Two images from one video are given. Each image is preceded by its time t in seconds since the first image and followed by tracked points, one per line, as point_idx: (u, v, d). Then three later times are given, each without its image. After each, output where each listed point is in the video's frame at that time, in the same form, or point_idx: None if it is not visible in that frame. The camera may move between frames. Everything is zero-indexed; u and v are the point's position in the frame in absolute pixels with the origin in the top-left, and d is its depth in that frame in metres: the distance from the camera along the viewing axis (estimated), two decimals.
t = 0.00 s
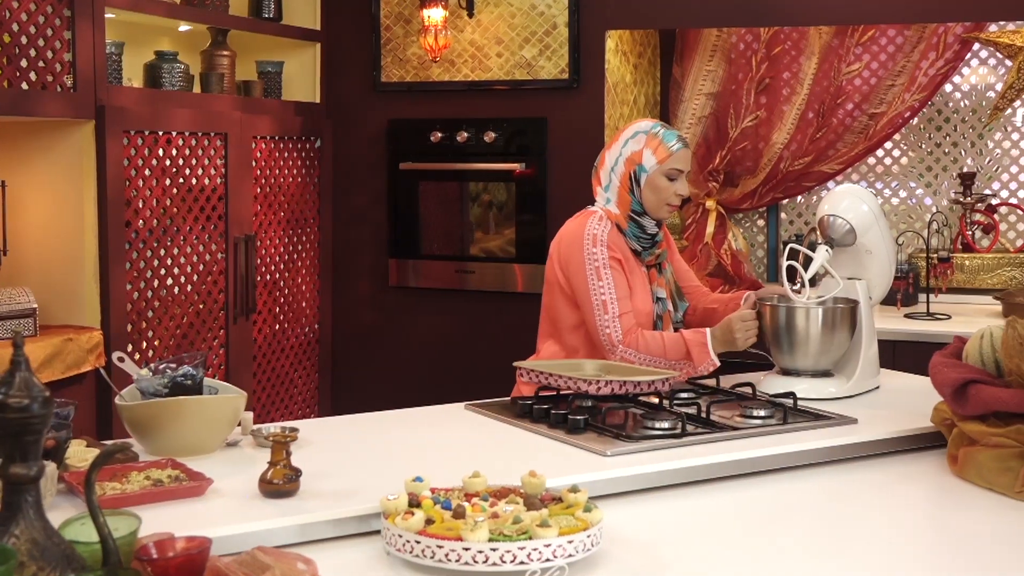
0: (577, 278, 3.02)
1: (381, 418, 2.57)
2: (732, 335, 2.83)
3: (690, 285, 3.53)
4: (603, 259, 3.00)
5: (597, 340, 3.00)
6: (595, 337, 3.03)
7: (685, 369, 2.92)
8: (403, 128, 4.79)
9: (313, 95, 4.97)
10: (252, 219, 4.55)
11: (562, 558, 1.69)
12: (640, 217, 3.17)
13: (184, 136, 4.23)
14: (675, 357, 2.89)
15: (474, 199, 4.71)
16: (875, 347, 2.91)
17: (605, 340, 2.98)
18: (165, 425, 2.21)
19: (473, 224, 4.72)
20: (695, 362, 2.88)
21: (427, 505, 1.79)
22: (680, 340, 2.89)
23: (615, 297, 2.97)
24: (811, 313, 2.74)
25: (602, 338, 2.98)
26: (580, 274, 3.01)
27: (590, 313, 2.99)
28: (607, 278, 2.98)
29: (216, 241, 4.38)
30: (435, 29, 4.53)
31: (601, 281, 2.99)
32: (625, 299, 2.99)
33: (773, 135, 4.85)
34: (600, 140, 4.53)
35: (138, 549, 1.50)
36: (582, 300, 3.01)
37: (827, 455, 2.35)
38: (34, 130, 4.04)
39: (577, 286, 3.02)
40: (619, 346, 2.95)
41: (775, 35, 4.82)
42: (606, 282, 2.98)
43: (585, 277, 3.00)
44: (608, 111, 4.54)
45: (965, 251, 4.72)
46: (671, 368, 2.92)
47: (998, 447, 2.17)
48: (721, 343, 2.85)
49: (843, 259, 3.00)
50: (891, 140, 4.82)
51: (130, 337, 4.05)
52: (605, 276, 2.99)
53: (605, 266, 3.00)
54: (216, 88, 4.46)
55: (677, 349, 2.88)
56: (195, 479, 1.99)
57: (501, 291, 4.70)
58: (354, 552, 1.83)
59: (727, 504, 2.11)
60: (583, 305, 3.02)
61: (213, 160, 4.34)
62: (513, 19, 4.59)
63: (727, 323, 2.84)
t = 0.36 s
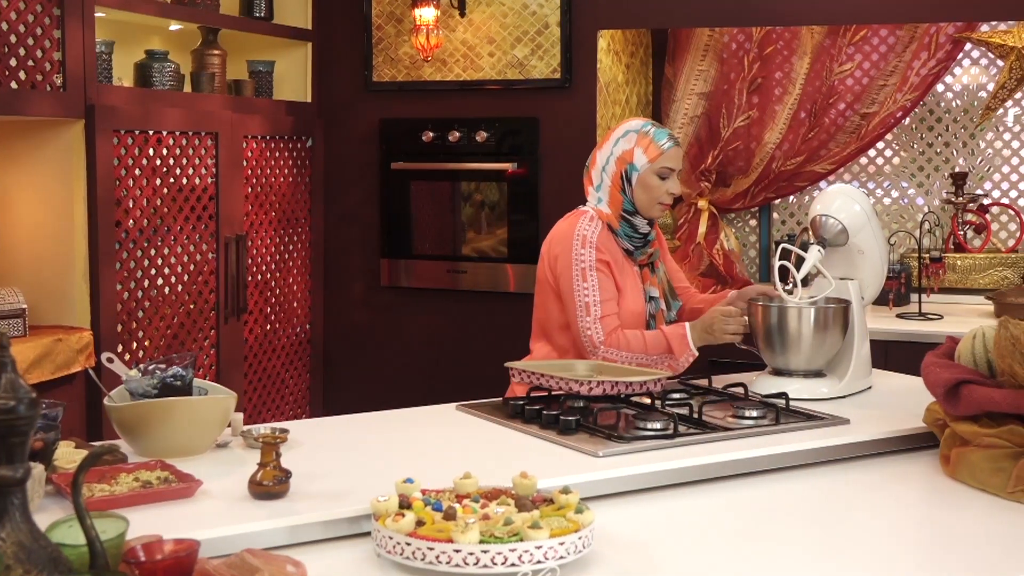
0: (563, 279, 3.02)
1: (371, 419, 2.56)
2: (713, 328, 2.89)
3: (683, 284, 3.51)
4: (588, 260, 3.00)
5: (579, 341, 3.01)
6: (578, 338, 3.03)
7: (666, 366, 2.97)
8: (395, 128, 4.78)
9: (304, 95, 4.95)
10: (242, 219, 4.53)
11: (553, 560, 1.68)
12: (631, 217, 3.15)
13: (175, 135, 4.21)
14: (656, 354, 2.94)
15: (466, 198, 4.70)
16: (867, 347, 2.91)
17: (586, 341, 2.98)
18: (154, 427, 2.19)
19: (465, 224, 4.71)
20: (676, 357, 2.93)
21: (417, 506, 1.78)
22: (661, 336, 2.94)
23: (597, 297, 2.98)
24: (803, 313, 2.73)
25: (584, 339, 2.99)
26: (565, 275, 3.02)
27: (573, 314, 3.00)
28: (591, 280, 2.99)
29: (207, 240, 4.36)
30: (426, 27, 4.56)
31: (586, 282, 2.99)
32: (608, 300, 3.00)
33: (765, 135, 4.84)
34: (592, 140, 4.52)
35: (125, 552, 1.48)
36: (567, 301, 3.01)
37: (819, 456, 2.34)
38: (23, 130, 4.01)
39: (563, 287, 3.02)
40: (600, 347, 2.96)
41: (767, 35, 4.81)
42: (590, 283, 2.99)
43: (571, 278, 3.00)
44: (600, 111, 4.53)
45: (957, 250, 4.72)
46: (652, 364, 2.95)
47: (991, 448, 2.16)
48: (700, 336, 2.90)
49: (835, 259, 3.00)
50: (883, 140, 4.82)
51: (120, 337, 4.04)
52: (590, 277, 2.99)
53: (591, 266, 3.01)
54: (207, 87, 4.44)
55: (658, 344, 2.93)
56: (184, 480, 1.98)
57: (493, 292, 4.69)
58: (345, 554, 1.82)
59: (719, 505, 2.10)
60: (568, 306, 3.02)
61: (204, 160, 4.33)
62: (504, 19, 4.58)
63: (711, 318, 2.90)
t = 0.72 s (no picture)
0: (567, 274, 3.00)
1: (365, 420, 2.55)
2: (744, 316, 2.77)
3: (678, 283, 3.50)
4: (592, 252, 2.97)
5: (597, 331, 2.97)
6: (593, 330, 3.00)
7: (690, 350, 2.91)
8: (389, 128, 4.77)
9: (299, 95, 4.94)
10: (236, 219, 4.52)
11: (547, 561, 1.67)
12: (626, 215, 3.15)
13: (168, 134, 4.19)
14: (678, 338, 2.88)
15: (461, 198, 4.69)
16: (862, 347, 2.90)
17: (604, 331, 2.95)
18: (146, 428, 2.18)
19: (460, 224, 4.70)
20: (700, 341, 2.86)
21: (411, 508, 1.77)
22: (682, 319, 2.88)
23: (609, 286, 2.94)
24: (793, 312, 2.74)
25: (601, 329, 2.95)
26: (572, 270, 2.98)
27: (585, 306, 2.97)
28: (599, 272, 2.95)
29: (200, 240, 4.35)
30: (421, 27, 4.51)
31: (594, 275, 2.96)
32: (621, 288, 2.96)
33: (759, 135, 4.84)
34: (587, 140, 4.50)
35: (115, 554, 1.47)
36: (576, 294, 2.99)
37: (814, 456, 2.33)
38: (16, 129, 4.00)
39: (570, 282, 3.00)
40: (619, 334, 2.92)
41: (762, 35, 4.82)
42: (599, 274, 2.95)
43: (577, 272, 2.97)
44: (595, 110, 4.52)
45: (951, 250, 4.72)
46: (675, 348, 2.90)
47: (987, 448, 2.16)
48: (725, 320, 2.84)
49: (830, 259, 2.99)
50: (878, 140, 4.82)
51: (113, 337, 4.02)
52: (596, 268, 2.96)
53: (597, 259, 2.97)
54: (200, 87, 4.43)
55: (680, 328, 2.87)
56: (176, 482, 1.97)
57: (488, 291, 4.68)
58: (338, 556, 1.80)
59: (714, 506, 2.10)
60: (578, 299, 2.99)
61: (197, 159, 4.31)
62: (499, 18, 4.57)
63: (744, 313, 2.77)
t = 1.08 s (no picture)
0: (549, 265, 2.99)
1: (356, 421, 2.53)
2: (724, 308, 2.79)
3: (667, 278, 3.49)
4: (575, 241, 2.99)
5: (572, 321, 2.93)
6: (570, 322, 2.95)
7: (661, 321, 2.88)
8: (381, 127, 4.75)
9: (292, 95, 4.92)
10: (228, 219, 4.50)
11: (539, 564, 1.66)
12: (617, 211, 3.15)
13: (159, 134, 4.17)
14: (649, 307, 2.86)
15: (454, 198, 4.67)
16: (856, 348, 2.89)
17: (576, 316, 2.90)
18: (135, 429, 2.16)
19: (453, 224, 4.68)
20: (671, 306, 2.86)
21: (402, 510, 1.76)
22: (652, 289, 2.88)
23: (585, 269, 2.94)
24: (790, 314, 2.71)
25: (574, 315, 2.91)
26: (553, 258, 2.99)
27: (562, 293, 2.94)
28: (579, 259, 2.96)
29: (192, 241, 4.33)
30: (414, 26, 4.53)
31: (574, 262, 2.95)
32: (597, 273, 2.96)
33: (753, 135, 4.84)
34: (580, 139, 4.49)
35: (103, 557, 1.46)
36: (556, 284, 2.97)
37: (809, 457, 2.32)
38: (6, 128, 3.97)
39: (551, 273, 2.99)
40: (590, 315, 2.88)
41: (756, 35, 4.80)
42: (578, 261, 2.96)
43: (557, 261, 2.98)
44: (588, 110, 4.51)
45: (945, 250, 4.72)
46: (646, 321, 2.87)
47: (981, 450, 2.15)
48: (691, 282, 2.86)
49: (823, 259, 2.98)
50: (872, 140, 4.82)
51: (105, 338, 4.01)
52: (576, 256, 2.97)
53: (580, 248, 2.98)
54: (192, 85, 4.41)
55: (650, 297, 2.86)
56: (166, 484, 1.95)
57: (481, 291, 4.66)
58: (329, 558, 1.79)
59: (707, 507, 2.08)
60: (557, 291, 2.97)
61: (189, 159, 4.29)
62: (492, 18, 4.56)
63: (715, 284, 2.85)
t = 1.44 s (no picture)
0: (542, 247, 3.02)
1: (347, 422, 2.51)
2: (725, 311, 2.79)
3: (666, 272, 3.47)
4: (568, 217, 3.00)
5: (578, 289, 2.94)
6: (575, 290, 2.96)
7: (653, 253, 2.89)
8: (373, 127, 4.73)
9: (282, 94, 4.90)
10: (219, 219, 4.48)
11: (530, 567, 1.65)
12: (601, 204, 3.17)
13: (149, 133, 4.15)
14: (636, 246, 2.87)
15: (446, 198, 4.66)
16: (849, 348, 2.88)
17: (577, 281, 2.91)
18: (124, 430, 2.14)
19: (446, 224, 4.66)
20: (653, 235, 2.88)
21: (392, 513, 1.74)
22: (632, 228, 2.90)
23: (575, 236, 2.95)
24: (784, 314, 2.70)
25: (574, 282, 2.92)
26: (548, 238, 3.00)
27: (561, 267, 2.96)
28: (572, 231, 2.96)
29: (182, 241, 4.31)
30: (406, 25, 4.49)
31: (567, 236, 2.96)
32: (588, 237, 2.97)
33: (746, 135, 4.82)
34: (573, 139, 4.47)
35: (88, 562, 1.44)
36: (555, 263, 2.99)
37: (802, 459, 2.31)
38: None
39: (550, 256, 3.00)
40: (588, 274, 2.88)
41: (748, 35, 4.78)
42: (570, 232, 2.97)
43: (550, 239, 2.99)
44: (581, 109, 4.50)
45: (938, 250, 4.71)
46: (637, 259, 2.87)
47: (975, 451, 2.14)
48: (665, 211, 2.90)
49: (815, 260, 2.97)
50: (864, 140, 4.81)
51: (94, 338, 3.99)
52: (569, 229, 2.97)
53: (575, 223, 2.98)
54: (183, 85, 4.37)
55: (632, 235, 2.88)
56: (154, 486, 1.93)
57: (474, 291, 4.64)
58: (318, 561, 1.77)
59: (700, 509, 2.07)
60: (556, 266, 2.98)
61: (179, 159, 4.27)
62: (484, 17, 4.54)
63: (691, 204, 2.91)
